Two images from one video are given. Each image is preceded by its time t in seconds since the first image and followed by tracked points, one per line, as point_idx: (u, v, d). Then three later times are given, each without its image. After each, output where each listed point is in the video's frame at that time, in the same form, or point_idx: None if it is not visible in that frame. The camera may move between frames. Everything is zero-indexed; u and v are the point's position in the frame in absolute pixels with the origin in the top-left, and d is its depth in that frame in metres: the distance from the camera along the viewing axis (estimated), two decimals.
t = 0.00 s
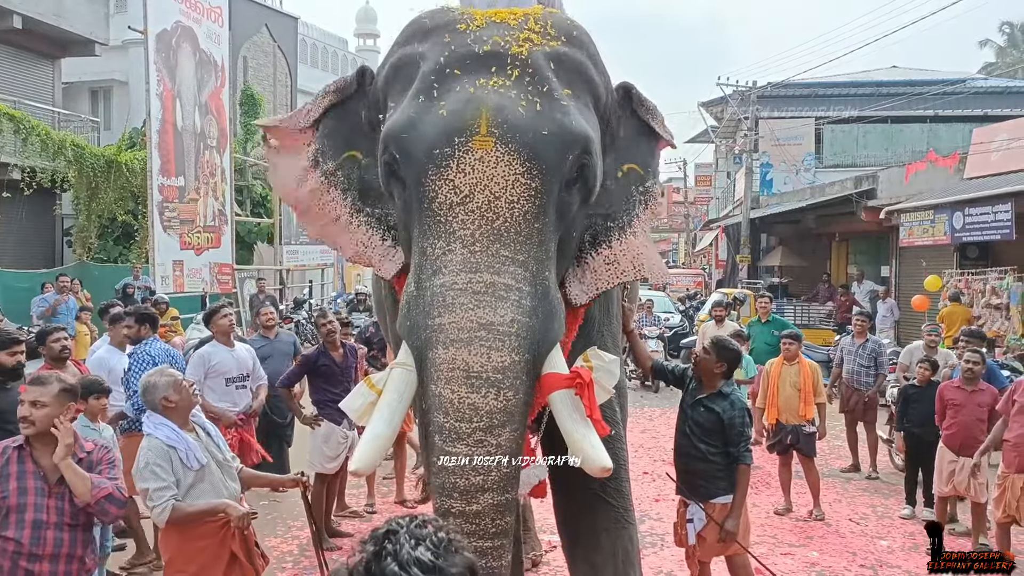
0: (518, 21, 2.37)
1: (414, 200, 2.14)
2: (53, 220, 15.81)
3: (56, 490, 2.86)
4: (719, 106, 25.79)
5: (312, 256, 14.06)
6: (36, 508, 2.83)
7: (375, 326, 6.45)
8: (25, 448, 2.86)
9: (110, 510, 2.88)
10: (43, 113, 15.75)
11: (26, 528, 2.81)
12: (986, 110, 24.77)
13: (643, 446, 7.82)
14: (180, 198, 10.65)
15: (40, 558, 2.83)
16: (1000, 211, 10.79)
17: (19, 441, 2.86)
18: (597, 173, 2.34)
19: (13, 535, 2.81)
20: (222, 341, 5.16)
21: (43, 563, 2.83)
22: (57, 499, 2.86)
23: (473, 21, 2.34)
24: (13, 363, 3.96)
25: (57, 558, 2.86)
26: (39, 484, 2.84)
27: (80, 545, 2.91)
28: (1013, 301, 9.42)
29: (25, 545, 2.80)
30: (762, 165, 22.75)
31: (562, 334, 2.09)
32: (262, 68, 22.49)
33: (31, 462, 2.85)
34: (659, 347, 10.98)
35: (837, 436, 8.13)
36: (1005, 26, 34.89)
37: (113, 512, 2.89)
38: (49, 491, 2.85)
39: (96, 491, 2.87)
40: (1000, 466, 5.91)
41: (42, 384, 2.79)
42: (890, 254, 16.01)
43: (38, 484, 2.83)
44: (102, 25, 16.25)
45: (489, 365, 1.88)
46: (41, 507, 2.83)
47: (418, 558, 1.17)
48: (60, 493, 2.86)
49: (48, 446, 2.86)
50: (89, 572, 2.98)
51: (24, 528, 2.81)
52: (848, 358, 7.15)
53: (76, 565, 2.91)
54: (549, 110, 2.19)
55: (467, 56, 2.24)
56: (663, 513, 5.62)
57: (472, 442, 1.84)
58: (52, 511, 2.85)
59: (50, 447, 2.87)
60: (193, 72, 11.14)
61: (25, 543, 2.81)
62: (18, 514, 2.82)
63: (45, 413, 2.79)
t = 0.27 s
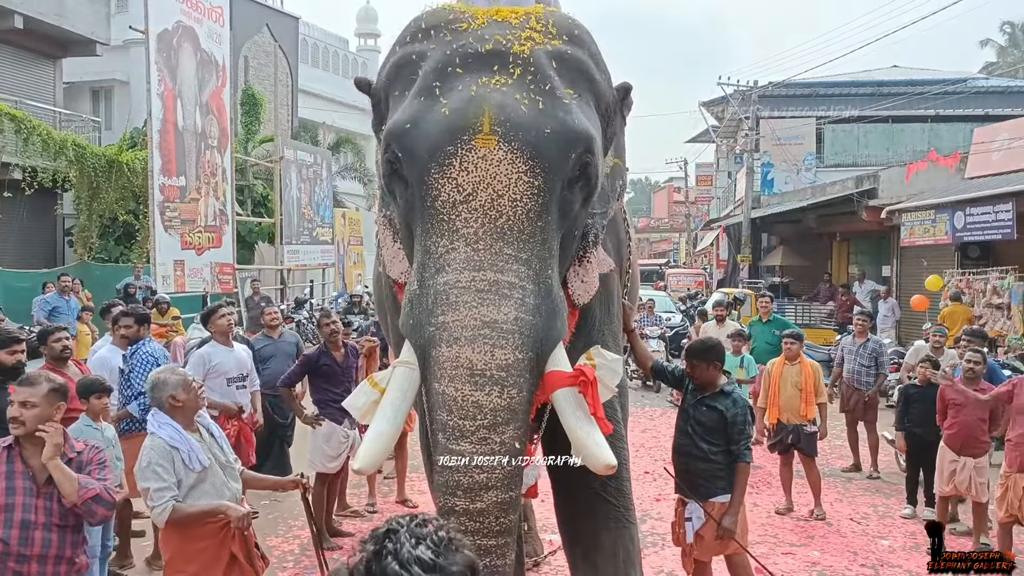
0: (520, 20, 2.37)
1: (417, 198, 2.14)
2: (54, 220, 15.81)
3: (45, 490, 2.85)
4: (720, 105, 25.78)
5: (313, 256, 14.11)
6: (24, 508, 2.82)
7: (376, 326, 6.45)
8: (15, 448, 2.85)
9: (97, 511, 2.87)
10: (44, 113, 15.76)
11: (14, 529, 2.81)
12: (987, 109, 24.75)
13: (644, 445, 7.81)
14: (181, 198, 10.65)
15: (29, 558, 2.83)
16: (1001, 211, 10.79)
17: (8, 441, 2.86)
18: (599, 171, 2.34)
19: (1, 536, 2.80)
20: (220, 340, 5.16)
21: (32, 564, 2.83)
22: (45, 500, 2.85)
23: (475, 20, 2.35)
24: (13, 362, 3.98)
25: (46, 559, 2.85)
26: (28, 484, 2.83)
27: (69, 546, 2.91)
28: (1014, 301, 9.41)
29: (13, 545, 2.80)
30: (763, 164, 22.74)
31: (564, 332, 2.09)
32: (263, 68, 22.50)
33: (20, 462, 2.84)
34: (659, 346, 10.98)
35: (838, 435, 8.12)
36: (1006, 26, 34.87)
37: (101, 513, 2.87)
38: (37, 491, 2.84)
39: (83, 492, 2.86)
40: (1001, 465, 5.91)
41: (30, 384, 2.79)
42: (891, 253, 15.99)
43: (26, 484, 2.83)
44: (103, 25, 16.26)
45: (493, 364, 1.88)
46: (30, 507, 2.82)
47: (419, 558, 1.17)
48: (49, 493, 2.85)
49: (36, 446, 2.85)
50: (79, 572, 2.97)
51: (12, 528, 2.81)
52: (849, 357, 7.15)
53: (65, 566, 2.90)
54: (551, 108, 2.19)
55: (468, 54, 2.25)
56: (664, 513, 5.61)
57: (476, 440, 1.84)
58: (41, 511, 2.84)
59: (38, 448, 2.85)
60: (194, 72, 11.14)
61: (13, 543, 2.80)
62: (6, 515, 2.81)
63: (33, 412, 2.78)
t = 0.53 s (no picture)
0: (520, 19, 2.36)
1: (419, 198, 2.14)
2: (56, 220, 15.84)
3: (42, 490, 2.85)
4: (722, 105, 25.78)
5: (315, 256, 14.15)
6: (21, 507, 2.82)
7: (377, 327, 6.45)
8: (8, 449, 2.84)
9: (94, 510, 2.88)
10: (47, 113, 15.78)
11: (12, 529, 2.81)
12: (989, 109, 24.72)
13: (645, 445, 7.80)
14: (183, 198, 10.65)
15: (28, 559, 2.83)
16: (1004, 211, 10.77)
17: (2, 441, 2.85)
18: (600, 171, 2.34)
19: None
20: (220, 340, 5.16)
21: (31, 564, 2.83)
22: (42, 500, 2.85)
23: (475, 19, 2.35)
24: (14, 361, 3.99)
25: (45, 559, 2.86)
26: (24, 484, 2.83)
27: (67, 545, 2.91)
28: (1016, 301, 9.39)
29: (12, 545, 2.80)
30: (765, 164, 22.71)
31: (567, 331, 2.08)
32: (265, 68, 22.51)
33: (15, 462, 2.83)
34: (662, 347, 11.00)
35: (840, 435, 8.11)
36: (1008, 25, 34.81)
37: (98, 512, 2.88)
38: (33, 491, 2.84)
39: (79, 492, 2.86)
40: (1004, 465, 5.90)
41: (24, 385, 2.78)
42: (893, 253, 15.97)
43: (22, 485, 2.82)
44: (105, 25, 16.28)
45: (496, 363, 1.88)
46: (28, 507, 2.82)
47: (414, 557, 1.17)
48: (46, 492, 2.86)
49: (32, 447, 2.84)
50: (77, 571, 2.98)
51: (10, 529, 2.81)
52: (849, 356, 7.14)
53: (64, 566, 2.91)
54: (553, 107, 2.19)
55: (469, 54, 2.25)
56: (665, 512, 5.61)
57: (479, 439, 1.84)
58: (38, 511, 2.84)
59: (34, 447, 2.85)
60: (196, 72, 11.15)
61: (11, 543, 2.81)
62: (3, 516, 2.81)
63: (30, 411, 2.77)
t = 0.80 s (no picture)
0: (523, 19, 2.36)
1: (420, 198, 2.14)
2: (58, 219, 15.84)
3: (41, 489, 2.85)
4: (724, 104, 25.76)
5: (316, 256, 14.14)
6: (21, 507, 2.82)
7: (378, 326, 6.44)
8: (8, 449, 2.84)
9: (95, 509, 2.88)
10: (49, 113, 15.78)
11: (13, 528, 2.81)
12: (992, 109, 24.69)
13: (647, 445, 7.80)
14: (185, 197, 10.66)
15: (29, 558, 2.83)
16: (1006, 211, 10.76)
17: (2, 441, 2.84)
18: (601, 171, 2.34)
19: None
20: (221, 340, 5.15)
21: (32, 563, 2.83)
22: (42, 499, 2.85)
23: (477, 19, 2.34)
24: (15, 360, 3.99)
25: (46, 558, 2.86)
26: (24, 483, 2.83)
27: (67, 544, 2.92)
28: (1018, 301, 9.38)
29: (13, 545, 2.80)
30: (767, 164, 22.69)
31: (566, 331, 2.08)
32: (267, 68, 22.50)
33: (14, 462, 2.83)
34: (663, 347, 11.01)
35: (841, 435, 8.10)
36: (1010, 25, 34.75)
37: (98, 511, 2.89)
38: (33, 491, 2.84)
39: (79, 491, 2.86)
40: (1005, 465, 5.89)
41: (22, 384, 2.78)
42: (895, 253, 15.95)
43: (22, 484, 2.83)
44: (107, 25, 16.27)
45: (496, 363, 1.88)
46: (28, 506, 2.82)
47: (405, 554, 1.17)
48: (46, 491, 2.86)
49: (31, 447, 2.84)
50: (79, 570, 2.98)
51: (11, 528, 2.81)
52: (849, 356, 7.14)
53: (65, 565, 2.91)
54: (554, 108, 2.19)
55: (471, 53, 2.25)
56: (667, 512, 5.60)
57: (479, 439, 1.84)
58: (39, 510, 2.84)
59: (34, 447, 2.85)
60: (199, 71, 11.15)
61: (12, 543, 2.81)
62: (4, 516, 2.81)
63: (30, 410, 2.77)
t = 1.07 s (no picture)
0: (525, 20, 2.36)
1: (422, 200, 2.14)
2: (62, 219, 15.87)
3: (45, 488, 2.85)
4: (727, 104, 25.74)
5: (320, 256, 14.15)
6: (25, 506, 2.82)
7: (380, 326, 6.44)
8: (11, 448, 2.84)
9: (98, 509, 2.89)
10: (52, 112, 15.82)
11: (17, 527, 2.81)
12: (995, 109, 24.64)
13: (649, 446, 7.79)
14: (188, 197, 10.67)
15: (33, 556, 2.83)
16: (1010, 211, 10.73)
17: (5, 440, 2.84)
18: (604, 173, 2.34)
19: (3, 535, 2.80)
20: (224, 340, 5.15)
21: (36, 561, 2.83)
22: (46, 498, 2.85)
23: (480, 20, 2.34)
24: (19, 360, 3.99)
25: (50, 556, 2.86)
26: (28, 482, 2.83)
27: (70, 543, 2.92)
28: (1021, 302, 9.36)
29: (17, 544, 2.80)
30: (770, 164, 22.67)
31: (568, 334, 2.08)
32: (270, 68, 22.51)
33: (17, 461, 2.83)
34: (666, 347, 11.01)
35: (844, 436, 8.09)
36: (1014, 25, 34.66)
37: (102, 511, 2.90)
38: (37, 489, 2.84)
39: (83, 491, 2.86)
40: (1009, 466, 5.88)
41: (28, 383, 2.78)
42: (899, 254, 15.93)
43: (26, 483, 2.83)
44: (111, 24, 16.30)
45: (498, 365, 1.87)
46: (31, 505, 2.83)
47: (392, 552, 1.19)
48: (50, 491, 2.86)
49: (35, 446, 2.84)
50: (82, 568, 2.99)
51: (15, 527, 2.81)
52: (852, 356, 7.12)
53: (69, 563, 2.91)
54: (557, 110, 2.19)
55: (474, 55, 2.25)
56: (669, 512, 5.60)
57: (480, 442, 1.83)
58: (42, 509, 2.84)
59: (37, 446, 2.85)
60: (201, 71, 11.16)
61: (15, 542, 2.80)
62: (8, 514, 2.81)
63: (34, 410, 2.78)
